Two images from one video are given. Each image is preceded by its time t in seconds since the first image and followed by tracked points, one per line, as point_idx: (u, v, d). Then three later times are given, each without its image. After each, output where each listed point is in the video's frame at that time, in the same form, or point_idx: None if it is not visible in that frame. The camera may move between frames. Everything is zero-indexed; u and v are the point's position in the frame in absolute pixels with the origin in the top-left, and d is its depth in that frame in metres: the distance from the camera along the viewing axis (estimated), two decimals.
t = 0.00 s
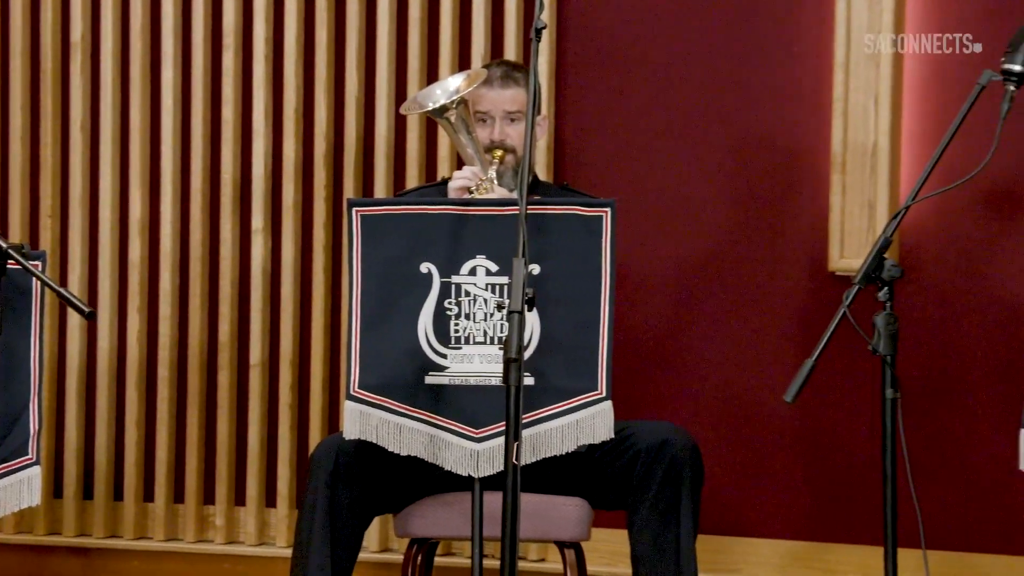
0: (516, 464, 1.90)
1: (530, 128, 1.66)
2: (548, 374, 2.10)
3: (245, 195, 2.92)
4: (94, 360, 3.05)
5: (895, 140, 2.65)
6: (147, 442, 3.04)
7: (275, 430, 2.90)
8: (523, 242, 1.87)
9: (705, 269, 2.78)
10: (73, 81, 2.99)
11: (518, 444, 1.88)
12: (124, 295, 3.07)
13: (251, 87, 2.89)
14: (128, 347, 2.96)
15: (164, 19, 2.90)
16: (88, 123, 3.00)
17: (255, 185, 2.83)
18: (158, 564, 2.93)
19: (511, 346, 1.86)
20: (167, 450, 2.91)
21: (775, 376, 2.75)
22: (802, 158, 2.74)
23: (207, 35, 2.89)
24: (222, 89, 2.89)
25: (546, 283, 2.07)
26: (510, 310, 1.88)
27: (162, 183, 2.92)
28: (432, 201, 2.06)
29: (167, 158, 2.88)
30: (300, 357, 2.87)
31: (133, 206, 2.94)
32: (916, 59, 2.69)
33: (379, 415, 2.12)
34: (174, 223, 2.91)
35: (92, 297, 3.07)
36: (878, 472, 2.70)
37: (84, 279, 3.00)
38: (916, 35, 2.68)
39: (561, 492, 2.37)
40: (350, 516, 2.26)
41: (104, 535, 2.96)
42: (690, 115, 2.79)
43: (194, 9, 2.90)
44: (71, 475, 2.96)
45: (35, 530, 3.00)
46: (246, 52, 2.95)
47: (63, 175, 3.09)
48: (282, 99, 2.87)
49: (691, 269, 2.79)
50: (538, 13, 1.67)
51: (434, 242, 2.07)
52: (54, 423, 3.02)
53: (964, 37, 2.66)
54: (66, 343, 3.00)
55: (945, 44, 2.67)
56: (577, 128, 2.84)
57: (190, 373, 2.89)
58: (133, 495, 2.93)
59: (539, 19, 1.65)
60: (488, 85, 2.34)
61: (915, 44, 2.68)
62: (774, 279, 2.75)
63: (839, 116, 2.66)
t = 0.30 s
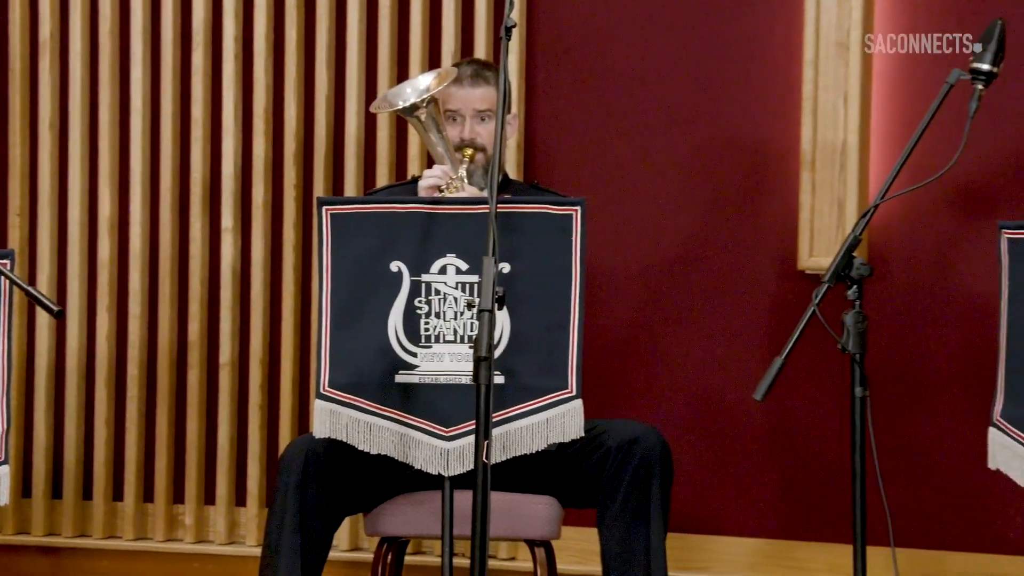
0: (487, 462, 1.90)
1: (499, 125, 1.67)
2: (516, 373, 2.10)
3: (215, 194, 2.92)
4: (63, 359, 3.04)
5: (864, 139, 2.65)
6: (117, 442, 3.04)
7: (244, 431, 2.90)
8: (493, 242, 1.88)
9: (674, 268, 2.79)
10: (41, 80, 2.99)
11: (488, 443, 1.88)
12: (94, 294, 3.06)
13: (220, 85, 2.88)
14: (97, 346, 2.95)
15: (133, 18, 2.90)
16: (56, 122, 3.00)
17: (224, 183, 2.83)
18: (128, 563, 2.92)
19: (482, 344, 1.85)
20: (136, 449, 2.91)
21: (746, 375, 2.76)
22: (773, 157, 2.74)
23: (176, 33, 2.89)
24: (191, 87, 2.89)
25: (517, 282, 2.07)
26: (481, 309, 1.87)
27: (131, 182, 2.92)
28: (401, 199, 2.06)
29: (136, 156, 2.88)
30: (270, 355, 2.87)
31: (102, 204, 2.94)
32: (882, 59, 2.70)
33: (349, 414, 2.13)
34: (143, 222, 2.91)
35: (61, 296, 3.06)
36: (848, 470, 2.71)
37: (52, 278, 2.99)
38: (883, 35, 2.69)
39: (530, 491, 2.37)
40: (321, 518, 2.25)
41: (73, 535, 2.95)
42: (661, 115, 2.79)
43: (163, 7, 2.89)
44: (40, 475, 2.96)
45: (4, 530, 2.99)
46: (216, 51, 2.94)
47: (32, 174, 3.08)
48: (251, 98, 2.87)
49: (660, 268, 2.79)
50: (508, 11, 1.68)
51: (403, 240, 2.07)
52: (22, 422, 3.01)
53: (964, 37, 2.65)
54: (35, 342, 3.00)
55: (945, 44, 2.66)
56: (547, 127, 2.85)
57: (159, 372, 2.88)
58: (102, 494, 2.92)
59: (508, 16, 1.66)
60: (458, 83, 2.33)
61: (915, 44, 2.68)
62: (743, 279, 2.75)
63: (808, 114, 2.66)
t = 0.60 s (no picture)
0: (456, 460, 1.91)
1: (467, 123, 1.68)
2: (485, 371, 2.10)
3: (184, 192, 2.92)
4: (31, 357, 3.04)
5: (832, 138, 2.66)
6: (85, 440, 3.04)
7: (213, 431, 2.89)
8: (462, 241, 1.86)
9: (641, 266, 2.79)
10: (9, 78, 2.98)
11: (457, 442, 1.88)
12: (62, 292, 3.05)
13: (189, 84, 2.88)
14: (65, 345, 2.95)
15: (101, 16, 2.89)
16: (24, 120, 2.99)
17: (193, 182, 2.83)
18: (96, 563, 2.92)
19: (451, 343, 1.86)
20: (104, 448, 2.90)
21: (715, 373, 2.76)
22: (742, 156, 2.74)
23: (145, 32, 2.88)
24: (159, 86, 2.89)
25: (485, 281, 2.07)
26: (449, 308, 1.87)
27: (99, 180, 2.92)
28: (370, 198, 2.06)
29: (104, 155, 2.88)
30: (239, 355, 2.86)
31: (69, 203, 2.93)
32: (879, 57, 2.69)
33: (318, 413, 2.13)
34: (111, 221, 2.90)
35: (30, 294, 3.06)
36: (817, 469, 2.71)
37: (20, 276, 2.98)
38: (851, 36, 2.71)
39: (499, 490, 2.37)
40: (291, 516, 2.25)
41: (41, 534, 2.95)
42: (630, 114, 2.80)
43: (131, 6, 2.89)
44: (8, 474, 2.95)
45: None
46: (185, 49, 2.94)
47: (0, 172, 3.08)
48: (220, 97, 2.87)
49: (628, 266, 2.80)
50: (477, 10, 1.69)
51: (372, 239, 2.07)
52: None
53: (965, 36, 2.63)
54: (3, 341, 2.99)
55: (945, 44, 2.64)
56: (517, 126, 2.85)
57: (127, 371, 2.88)
58: (70, 493, 2.92)
59: (478, 15, 1.67)
60: (427, 82, 2.33)
61: (915, 44, 2.67)
62: (710, 276, 2.76)
63: (777, 115, 2.67)
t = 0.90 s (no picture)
0: (427, 460, 1.91)
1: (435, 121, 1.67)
2: (456, 371, 2.10)
3: (155, 192, 2.91)
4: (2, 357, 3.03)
5: (804, 137, 2.66)
6: (56, 440, 3.03)
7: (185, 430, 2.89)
8: (433, 240, 1.87)
9: (612, 265, 2.79)
10: None
11: (429, 441, 1.88)
12: (33, 292, 3.05)
13: (160, 83, 2.88)
14: (35, 345, 2.94)
15: (71, 15, 2.89)
16: None
17: (163, 181, 2.83)
18: (67, 563, 2.91)
19: (422, 342, 1.86)
20: (74, 448, 2.90)
21: (687, 372, 2.76)
22: (714, 156, 2.75)
23: (115, 31, 2.88)
24: (130, 85, 2.88)
25: (456, 280, 2.07)
26: (420, 307, 1.88)
27: (69, 180, 2.91)
28: (341, 197, 2.05)
29: (75, 154, 2.88)
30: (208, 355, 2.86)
31: (39, 202, 2.92)
32: (879, 57, 2.67)
33: (290, 413, 2.13)
34: (82, 220, 2.90)
35: None
36: (788, 467, 2.72)
37: None
38: (823, 34, 2.71)
39: (470, 489, 2.37)
40: (262, 515, 2.25)
41: (12, 535, 2.94)
42: (602, 113, 2.80)
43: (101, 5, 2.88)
44: None
45: None
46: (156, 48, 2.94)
47: None
48: (190, 96, 2.87)
49: (599, 265, 2.80)
50: (449, 9, 1.68)
51: (344, 239, 2.07)
52: None
53: (964, 36, 2.63)
54: None
55: (945, 44, 2.63)
56: (488, 124, 2.85)
57: (98, 371, 2.88)
58: (40, 493, 2.91)
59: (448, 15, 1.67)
60: (399, 81, 2.33)
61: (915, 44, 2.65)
62: (681, 276, 2.76)
63: (748, 113, 2.66)
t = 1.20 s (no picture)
0: (395, 460, 1.92)
1: (409, 125, 1.69)
2: (424, 370, 2.10)
3: (123, 191, 2.92)
4: None
5: (772, 136, 2.66)
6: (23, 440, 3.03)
7: (153, 429, 2.90)
8: (402, 240, 1.88)
9: (581, 265, 2.80)
10: None
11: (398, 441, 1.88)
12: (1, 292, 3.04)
13: (127, 83, 2.88)
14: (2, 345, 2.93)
15: (39, 15, 2.89)
16: None
17: (131, 180, 2.83)
18: (34, 563, 2.91)
19: (391, 342, 1.87)
20: (41, 448, 2.89)
21: (655, 371, 2.77)
22: (684, 155, 2.75)
23: (83, 31, 2.88)
24: (97, 85, 2.88)
25: (425, 281, 2.06)
26: (389, 308, 1.89)
27: (37, 180, 2.91)
28: (309, 196, 2.05)
29: (42, 154, 2.88)
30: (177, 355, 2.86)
31: (6, 202, 2.92)
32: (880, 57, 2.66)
33: (258, 413, 2.13)
34: (49, 220, 2.89)
35: None
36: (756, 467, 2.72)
37: None
38: (791, 33, 2.71)
39: (438, 489, 2.36)
40: (230, 517, 2.21)
41: None
42: (571, 113, 2.80)
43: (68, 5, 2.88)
44: None
45: None
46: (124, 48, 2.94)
47: None
48: (158, 96, 2.87)
49: (567, 265, 2.80)
50: (418, 9, 1.69)
51: (312, 239, 2.07)
52: None
53: (964, 36, 2.62)
54: None
55: (945, 44, 2.63)
56: (456, 124, 2.85)
57: (65, 371, 2.88)
58: (7, 493, 2.91)
59: (416, 15, 1.68)
60: (367, 80, 2.33)
61: (915, 44, 2.64)
62: (651, 276, 2.77)
63: (716, 114, 2.67)
